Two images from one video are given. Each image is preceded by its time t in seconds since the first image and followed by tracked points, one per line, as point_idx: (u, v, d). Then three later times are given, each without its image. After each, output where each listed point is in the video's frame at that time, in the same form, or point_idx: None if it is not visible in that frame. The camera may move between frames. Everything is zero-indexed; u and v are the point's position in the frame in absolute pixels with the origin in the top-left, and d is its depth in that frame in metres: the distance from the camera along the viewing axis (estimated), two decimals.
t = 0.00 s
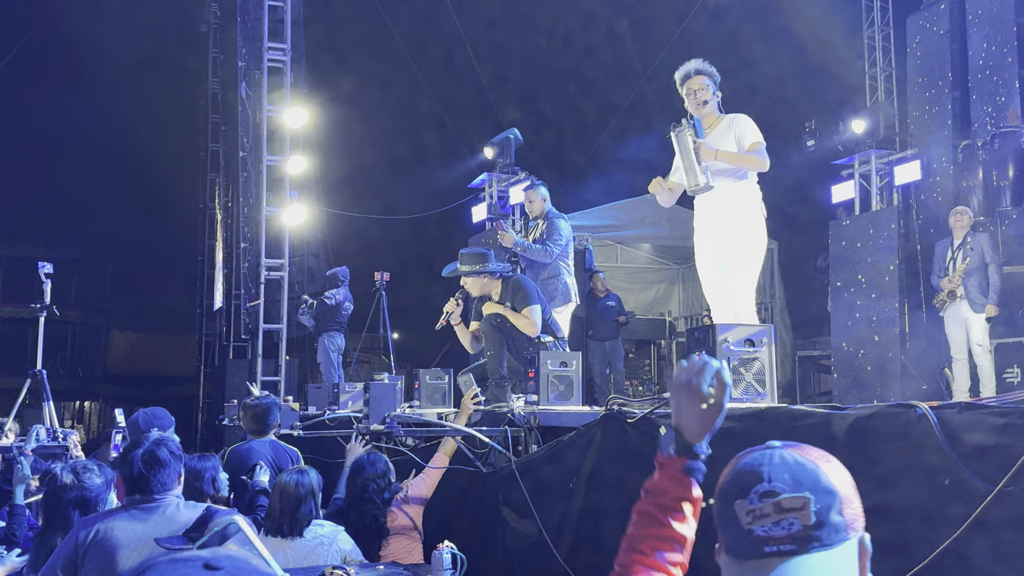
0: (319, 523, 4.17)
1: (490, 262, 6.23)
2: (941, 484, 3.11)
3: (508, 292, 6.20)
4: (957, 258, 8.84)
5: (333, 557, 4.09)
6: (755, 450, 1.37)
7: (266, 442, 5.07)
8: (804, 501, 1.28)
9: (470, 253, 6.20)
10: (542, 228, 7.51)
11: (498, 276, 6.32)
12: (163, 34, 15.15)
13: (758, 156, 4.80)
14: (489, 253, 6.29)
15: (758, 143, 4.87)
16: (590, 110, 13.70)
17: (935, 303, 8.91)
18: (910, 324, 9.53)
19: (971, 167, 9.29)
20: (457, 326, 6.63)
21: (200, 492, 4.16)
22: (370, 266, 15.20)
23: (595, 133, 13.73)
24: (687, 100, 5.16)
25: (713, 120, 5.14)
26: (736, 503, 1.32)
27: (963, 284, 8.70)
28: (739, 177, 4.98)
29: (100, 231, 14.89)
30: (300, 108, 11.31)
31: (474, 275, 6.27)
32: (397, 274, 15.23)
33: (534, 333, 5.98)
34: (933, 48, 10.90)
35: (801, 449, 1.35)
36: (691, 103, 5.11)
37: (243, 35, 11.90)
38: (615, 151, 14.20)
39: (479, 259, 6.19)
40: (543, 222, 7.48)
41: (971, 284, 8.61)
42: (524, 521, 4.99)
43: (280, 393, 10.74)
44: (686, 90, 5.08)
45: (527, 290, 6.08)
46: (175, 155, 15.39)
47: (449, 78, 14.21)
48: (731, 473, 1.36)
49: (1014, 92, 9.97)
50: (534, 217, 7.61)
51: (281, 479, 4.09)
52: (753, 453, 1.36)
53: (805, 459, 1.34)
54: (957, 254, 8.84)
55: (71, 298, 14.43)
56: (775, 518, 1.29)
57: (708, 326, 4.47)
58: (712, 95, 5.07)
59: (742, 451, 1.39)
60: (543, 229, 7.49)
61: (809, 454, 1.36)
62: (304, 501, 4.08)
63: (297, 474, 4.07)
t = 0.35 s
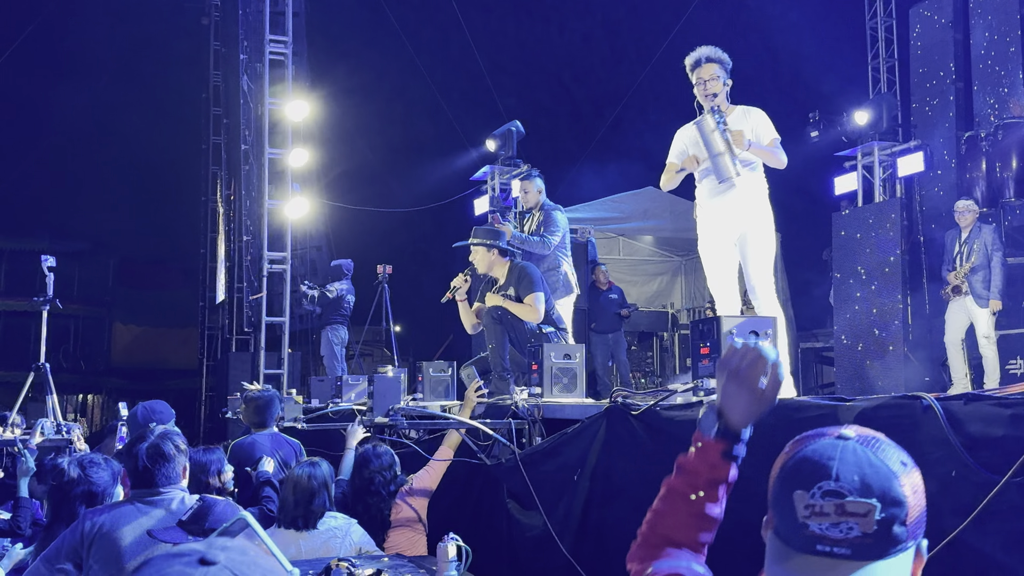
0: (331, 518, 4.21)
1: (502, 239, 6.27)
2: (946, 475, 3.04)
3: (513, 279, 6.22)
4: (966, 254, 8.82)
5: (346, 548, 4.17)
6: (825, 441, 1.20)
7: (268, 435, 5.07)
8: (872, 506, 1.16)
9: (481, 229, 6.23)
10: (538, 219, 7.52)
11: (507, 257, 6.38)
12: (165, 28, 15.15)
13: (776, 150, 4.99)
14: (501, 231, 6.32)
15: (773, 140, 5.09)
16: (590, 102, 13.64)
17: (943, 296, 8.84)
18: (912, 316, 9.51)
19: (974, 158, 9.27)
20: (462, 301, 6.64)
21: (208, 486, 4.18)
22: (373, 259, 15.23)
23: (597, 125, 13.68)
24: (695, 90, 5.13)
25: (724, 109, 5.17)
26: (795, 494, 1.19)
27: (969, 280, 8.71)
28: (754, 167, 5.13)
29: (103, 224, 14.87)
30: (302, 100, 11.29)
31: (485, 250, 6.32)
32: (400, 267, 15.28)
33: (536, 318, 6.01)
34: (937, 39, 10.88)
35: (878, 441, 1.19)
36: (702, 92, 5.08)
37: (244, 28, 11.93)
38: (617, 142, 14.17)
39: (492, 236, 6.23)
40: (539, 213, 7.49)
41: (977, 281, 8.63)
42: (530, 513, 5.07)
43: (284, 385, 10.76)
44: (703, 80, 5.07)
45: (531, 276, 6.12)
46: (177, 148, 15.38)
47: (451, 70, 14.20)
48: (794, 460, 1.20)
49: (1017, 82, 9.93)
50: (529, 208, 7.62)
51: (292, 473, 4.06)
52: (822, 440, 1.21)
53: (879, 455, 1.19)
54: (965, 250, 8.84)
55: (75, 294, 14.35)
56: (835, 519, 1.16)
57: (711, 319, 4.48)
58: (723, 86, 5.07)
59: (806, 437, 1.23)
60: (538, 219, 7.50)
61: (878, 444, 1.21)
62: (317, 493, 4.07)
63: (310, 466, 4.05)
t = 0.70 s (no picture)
0: (339, 513, 4.23)
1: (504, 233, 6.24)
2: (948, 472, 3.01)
3: (515, 272, 6.22)
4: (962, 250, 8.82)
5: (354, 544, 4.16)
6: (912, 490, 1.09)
7: (268, 431, 5.07)
8: (971, 559, 1.09)
9: (484, 225, 6.17)
10: (525, 216, 7.52)
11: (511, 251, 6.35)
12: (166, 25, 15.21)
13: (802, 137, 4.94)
14: (504, 224, 6.30)
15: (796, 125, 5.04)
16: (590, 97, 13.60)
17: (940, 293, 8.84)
18: (912, 310, 9.50)
19: (973, 153, 9.25)
20: (466, 294, 6.59)
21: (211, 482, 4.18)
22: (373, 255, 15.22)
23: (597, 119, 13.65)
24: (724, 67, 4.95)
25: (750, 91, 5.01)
26: (886, 549, 1.10)
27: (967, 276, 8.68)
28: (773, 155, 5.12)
29: (102, 219, 14.82)
30: (301, 96, 11.27)
31: (488, 244, 6.29)
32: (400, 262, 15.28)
33: (537, 311, 6.00)
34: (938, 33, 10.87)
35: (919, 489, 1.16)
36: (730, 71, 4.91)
37: (243, 23, 11.89)
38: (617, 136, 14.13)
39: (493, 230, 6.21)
40: (524, 210, 7.52)
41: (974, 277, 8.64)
42: (531, 509, 5.07)
43: (284, 381, 10.76)
44: (730, 60, 4.89)
45: (533, 270, 6.13)
46: (177, 143, 15.37)
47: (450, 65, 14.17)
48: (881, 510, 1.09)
49: (1017, 77, 9.90)
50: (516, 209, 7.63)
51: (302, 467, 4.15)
52: (908, 480, 1.09)
53: (970, 493, 1.09)
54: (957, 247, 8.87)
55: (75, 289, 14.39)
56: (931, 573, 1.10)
57: (711, 314, 4.47)
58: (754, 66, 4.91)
59: (891, 475, 1.10)
60: (525, 216, 7.51)
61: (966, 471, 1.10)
62: (327, 489, 4.13)
63: (321, 462, 4.13)
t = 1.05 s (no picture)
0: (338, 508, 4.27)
1: (508, 231, 6.27)
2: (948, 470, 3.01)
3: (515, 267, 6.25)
4: (962, 253, 8.83)
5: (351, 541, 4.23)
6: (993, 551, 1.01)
7: (265, 430, 5.07)
8: None
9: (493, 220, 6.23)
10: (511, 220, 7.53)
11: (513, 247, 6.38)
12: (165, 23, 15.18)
13: (801, 120, 4.74)
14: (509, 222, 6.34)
15: (802, 108, 4.84)
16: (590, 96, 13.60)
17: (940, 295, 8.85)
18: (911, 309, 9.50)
19: (972, 152, 9.26)
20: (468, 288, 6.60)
21: (209, 481, 4.18)
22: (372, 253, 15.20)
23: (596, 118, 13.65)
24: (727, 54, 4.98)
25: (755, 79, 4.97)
26: None
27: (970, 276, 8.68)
28: (780, 143, 4.97)
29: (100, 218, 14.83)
30: (300, 95, 11.25)
31: (490, 240, 6.36)
32: (398, 261, 15.28)
33: (533, 307, 6.04)
34: (936, 32, 10.89)
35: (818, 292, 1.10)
36: (734, 58, 4.93)
37: (242, 22, 11.89)
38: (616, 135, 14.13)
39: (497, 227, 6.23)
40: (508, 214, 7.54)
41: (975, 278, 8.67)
42: (530, 507, 5.07)
43: (283, 379, 10.75)
44: (729, 46, 4.88)
45: (531, 264, 6.16)
46: (175, 141, 15.35)
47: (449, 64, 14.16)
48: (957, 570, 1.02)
49: (1016, 76, 9.92)
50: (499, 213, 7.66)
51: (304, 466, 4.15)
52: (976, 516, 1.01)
53: None
54: (958, 251, 8.87)
55: (74, 288, 14.34)
56: None
57: (710, 313, 4.48)
58: (756, 52, 4.89)
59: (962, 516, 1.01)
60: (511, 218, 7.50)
61: None
62: (329, 487, 4.16)
63: (323, 459, 4.10)
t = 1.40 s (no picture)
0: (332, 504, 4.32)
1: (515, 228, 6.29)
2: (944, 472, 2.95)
3: (515, 268, 6.23)
4: (969, 250, 8.83)
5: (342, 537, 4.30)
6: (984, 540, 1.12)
7: (262, 428, 5.06)
8: None
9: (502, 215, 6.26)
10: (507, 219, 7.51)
11: (515, 244, 6.37)
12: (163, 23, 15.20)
13: (781, 109, 4.53)
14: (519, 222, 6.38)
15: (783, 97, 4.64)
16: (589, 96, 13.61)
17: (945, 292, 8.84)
18: (910, 309, 9.51)
19: (970, 152, 9.28)
20: (463, 288, 6.58)
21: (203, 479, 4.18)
22: (370, 253, 15.17)
23: (596, 117, 13.65)
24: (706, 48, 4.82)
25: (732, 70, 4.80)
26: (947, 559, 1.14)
27: (975, 276, 8.68)
28: (763, 135, 4.79)
29: (99, 220, 14.88)
30: (299, 94, 11.23)
31: (495, 235, 6.34)
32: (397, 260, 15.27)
33: (535, 307, 5.99)
34: (935, 32, 10.95)
35: (799, 305, 1.36)
36: (713, 51, 4.75)
37: (241, 21, 11.87)
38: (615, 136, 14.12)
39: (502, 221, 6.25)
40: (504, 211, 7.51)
41: (981, 276, 8.64)
42: (528, 507, 5.08)
43: (281, 379, 10.73)
44: (705, 37, 4.72)
45: (534, 265, 6.12)
46: (173, 141, 15.35)
47: (451, 63, 14.18)
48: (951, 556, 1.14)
49: (1014, 76, 9.94)
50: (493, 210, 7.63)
51: (295, 465, 4.13)
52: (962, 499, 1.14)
53: None
54: (965, 248, 8.87)
55: (72, 288, 14.38)
56: None
57: (709, 313, 4.47)
58: (736, 44, 4.72)
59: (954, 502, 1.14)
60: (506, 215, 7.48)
61: None
62: (322, 486, 4.16)
63: (314, 458, 4.12)
